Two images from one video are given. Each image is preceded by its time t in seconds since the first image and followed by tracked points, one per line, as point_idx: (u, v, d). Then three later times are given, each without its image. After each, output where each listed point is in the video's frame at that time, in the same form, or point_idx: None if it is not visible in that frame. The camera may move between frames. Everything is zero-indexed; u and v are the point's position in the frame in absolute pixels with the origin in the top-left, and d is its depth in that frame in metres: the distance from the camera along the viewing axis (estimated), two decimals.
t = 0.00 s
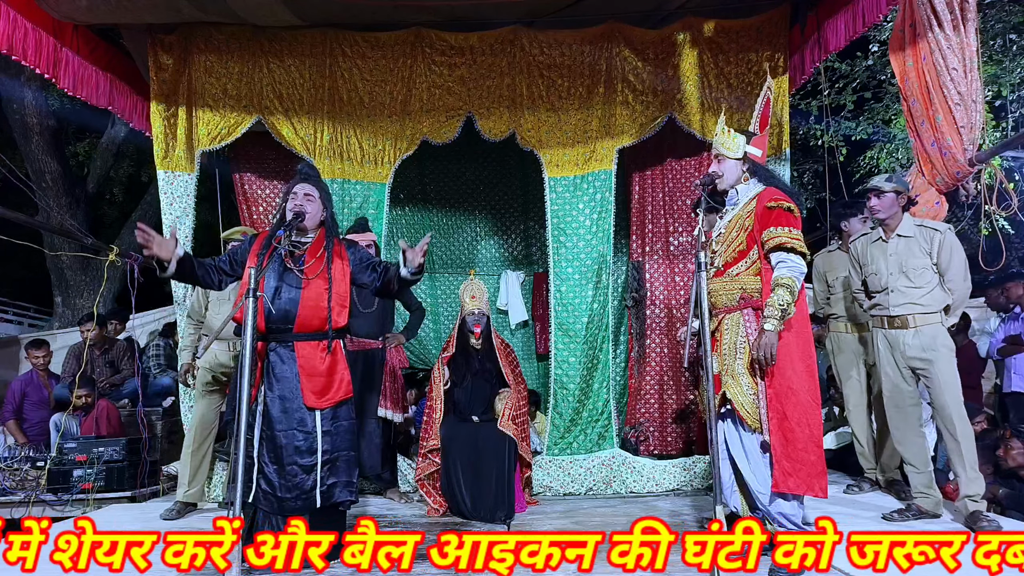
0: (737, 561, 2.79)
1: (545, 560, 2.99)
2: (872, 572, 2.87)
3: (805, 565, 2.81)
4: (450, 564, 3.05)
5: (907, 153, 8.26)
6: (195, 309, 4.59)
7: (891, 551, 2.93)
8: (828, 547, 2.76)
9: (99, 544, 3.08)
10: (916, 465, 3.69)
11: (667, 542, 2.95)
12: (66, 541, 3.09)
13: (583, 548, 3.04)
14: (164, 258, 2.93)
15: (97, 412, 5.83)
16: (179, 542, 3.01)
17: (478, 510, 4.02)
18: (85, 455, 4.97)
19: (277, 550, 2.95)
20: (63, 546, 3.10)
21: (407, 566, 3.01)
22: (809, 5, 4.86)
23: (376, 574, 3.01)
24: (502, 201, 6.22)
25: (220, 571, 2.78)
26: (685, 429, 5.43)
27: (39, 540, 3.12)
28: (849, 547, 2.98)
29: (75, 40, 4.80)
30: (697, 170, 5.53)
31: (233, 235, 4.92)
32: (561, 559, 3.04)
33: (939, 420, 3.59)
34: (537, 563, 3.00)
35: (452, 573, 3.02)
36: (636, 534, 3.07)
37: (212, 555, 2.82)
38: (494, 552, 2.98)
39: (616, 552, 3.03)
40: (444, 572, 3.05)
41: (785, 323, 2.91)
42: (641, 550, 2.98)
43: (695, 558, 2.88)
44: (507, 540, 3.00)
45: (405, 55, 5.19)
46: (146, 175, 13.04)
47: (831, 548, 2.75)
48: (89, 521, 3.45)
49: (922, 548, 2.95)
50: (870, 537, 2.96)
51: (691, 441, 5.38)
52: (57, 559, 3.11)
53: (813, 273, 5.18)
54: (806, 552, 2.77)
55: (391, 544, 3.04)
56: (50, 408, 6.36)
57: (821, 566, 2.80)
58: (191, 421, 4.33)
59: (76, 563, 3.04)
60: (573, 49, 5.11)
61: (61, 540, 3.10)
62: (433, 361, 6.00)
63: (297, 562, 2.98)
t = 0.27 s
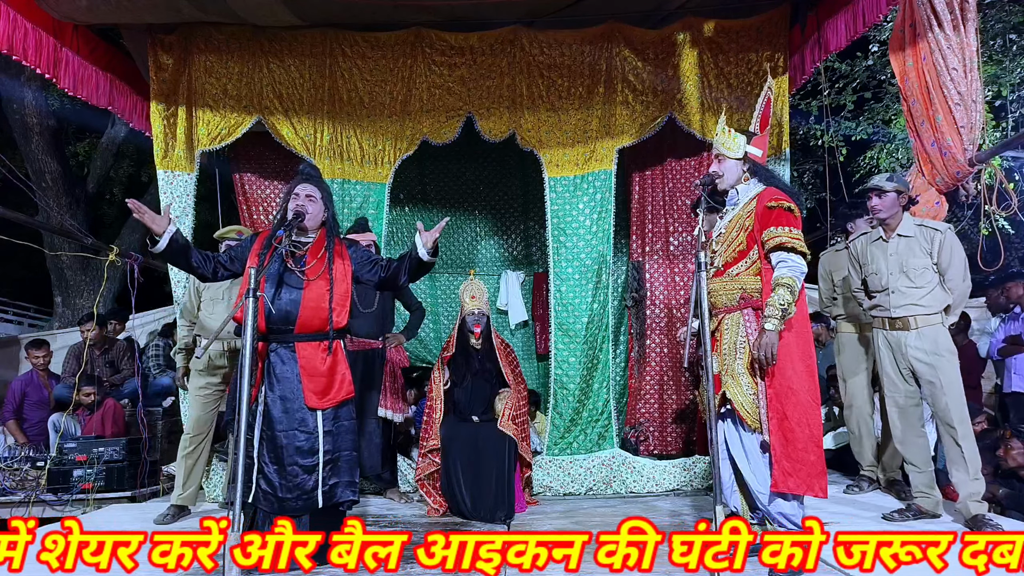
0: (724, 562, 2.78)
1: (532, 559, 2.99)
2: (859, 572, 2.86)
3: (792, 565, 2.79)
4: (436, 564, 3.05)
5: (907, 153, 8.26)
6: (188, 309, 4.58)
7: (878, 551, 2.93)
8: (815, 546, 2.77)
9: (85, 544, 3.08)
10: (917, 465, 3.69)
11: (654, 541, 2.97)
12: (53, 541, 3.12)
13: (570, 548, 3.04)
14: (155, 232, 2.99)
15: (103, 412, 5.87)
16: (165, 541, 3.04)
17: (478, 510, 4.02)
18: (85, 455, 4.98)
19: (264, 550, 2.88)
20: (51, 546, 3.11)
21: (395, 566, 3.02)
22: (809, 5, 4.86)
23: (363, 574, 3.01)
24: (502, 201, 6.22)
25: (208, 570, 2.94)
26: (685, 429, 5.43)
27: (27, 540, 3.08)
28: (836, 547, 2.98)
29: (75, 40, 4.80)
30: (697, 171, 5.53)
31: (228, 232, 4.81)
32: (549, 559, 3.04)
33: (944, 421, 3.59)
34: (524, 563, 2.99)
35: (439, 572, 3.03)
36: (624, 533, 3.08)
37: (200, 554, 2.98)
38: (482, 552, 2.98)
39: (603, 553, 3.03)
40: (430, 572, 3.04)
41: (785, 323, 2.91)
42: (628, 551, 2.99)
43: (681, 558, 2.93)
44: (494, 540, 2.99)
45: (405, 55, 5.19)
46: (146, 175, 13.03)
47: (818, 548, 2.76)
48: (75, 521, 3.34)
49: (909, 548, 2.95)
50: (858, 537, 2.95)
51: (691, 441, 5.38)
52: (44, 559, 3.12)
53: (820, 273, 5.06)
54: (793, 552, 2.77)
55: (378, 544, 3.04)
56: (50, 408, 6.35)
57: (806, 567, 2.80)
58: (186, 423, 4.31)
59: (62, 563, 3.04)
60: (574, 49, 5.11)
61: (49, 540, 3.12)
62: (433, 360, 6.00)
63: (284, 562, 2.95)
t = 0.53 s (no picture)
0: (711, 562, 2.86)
1: (519, 560, 2.98)
2: (846, 573, 2.86)
3: (779, 565, 2.80)
4: (423, 564, 3.05)
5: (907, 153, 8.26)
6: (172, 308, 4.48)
7: (865, 551, 2.92)
8: (802, 547, 2.77)
9: (72, 544, 3.08)
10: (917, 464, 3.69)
11: (641, 541, 2.97)
12: (40, 541, 3.09)
13: (558, 547, 3.04)
14: (152, 225, 3.03)
15: (106, 412, 5.89)
16: (152, 542, 3.06)
17: (478, 510, 4.02)
18: (85, 455, 4.98)
19: (253, 551, 2.80)
20: (37, 546, 3.09)
21: (381, 566, 3.01)
22: (809, 5, 4.86)
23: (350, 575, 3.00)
24: (502, 201, 6.22)
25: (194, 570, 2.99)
26: (685, 429, 5.44)
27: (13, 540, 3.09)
28: (823, 547, 2.97)
29: (75, 41, 4.80)
30: (697, 171, 5.53)
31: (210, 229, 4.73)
32: (535, 559, 3.03)
33: (944, 422, 3.59)
34: (512, 563, 2.99)
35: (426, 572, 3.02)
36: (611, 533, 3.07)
37: (185, 554, 3.03)
38: (468, 552, 2.98)
39: (590, 552, 3.03)
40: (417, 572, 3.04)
41: (785, 323, 2.91)
42: (615, 550, 2.98)
43: (668, 557, 2.95)
44: (481, 540, 2.99)
45: (405, 55, 5.19)
46: (146, 175, 13.03)
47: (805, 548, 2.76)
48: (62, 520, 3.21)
49: (895, 548, 2.94)
50: (845, 537, 2.94)
51: (691, 441, 5.38)
52: (30, 559, 3.09)
53: (824, 271, 4.95)
54: (780, 552, 2.77)
55: (364, 544, 3.03)
56: (50, 408, 6.35)
57: (794, 567, 2.78)
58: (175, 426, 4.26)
59: (49, 563, 3.04)
60: (574, 49, 5.11)
61: (35, 540, 3.09)
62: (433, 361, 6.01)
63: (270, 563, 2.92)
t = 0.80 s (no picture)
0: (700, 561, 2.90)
1: (505, 559, 3.00)
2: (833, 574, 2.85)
3: (765, 565, 2.80)
4: (410, 564, 3.06)
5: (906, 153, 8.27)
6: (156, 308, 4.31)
7: (852, 551, 2.89)
8: (789, 547, 2.75)
9: (60, 544, 3.08)
10: (918, 464, 3.68)
11: (628, 541, 2.98)
12: (28, 541, 3.07)
13: (544, 547, 3.04)
14: (154, 225, 3.04)
15: (109, 412, 5.89)
16: (139, 541, 3.05)
17: (478, 510, 4.02)
18: (85, 455, 4.98)
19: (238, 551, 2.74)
20: (24, 546, 3.07)
21: (367, 567, 3.01)
22: (809, 5, 4.86)
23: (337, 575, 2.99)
24: (502, 201, 6.22)
25: (181, 570, 2.99)
26: (685, 429, 5.44)
27: None
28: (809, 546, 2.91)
29: (75, 41, 4.80)
30: (697, 170, 5.53)
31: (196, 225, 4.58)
32: (522, 559, 3.04)
33: (944, 422, 3.59)
34: (498, 563, 3.00)
35: (412, 572, 3.03)
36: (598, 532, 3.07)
37: (173, 554, 3.02)
38: (454, 552, 3.00)
39: (577, 552, 3.02)
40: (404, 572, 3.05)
41: (785, 323, 2.91)
42: (602, 550, 2.98)
43: (655, 557, 2.97)
44: (468, 540, 3.01)
45: (405, 55, 5.19)
46: (146, 175, 13.03)
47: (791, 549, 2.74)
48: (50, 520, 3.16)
49: (883, 549, 2.92)
50: (832, 536, 2.89)
51: (691, 441, 5.37)
52: (17, 559, 3.09)
53: (823, 270, 4.95)
54: (766, 552, 2.78)
55: (351, 544, 3.01)
56: (49, 408, 6.35)
57: (782, 567, 2.76)
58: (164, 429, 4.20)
59: (36, 563, 3.04)
60: (573, 49, 5.11)
61: (22, 539, 3.07)
62: (433, 361, 6.00)
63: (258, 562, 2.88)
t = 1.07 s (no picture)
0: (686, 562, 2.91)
1: (492, 559, 3.00)
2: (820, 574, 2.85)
3: (752, 565, 2.80)
4: (397, 564, 3.06)
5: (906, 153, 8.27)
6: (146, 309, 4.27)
7: (839, 551, 2.89)
8: (776, 547, 2.76)
9: (47, 544, 3.10)
10: (918, 464, 3.69)
11: (615, 541, 2.98)
12: (13, 541, 3.06)
13: (531, 547, 3.04)
14: (156, 219, 3.04)
15: (110, 412, 5.89)
16: (126, 541, 3.08)
17: (478, 510, 4.03)
18: (85, 455, 4.98)
19: (225, 551, 2.66)
20: (11, 546, 3.06)
21: (355, 567, 2.99)
22: (809, 5, 4.86)
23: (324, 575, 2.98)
24: (502, 200, 6.21)
25: (168, 570, 3.02)
26: (685, 429, 5.43)
27: None
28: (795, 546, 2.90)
29: (75, 41, 4.80)
30: (697, 170, 5.53)
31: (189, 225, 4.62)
32: (509, 559, 3.04)
33: (944, 422, 3.59)
34: (485, 563, 3.00)
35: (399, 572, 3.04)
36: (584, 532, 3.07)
37: (159, 554, 3.07)
38: (442, 552, 3.01)
39: (564, 552, 3.03)
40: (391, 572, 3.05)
41: (785, 323, 2.91)
42: (589, 550, 2.99)
43: (642, 557, 2.99)
44: (454, 540, 3.02)
45: (405, 55, 5.20)
46: (146, 175, 13.03)
47: (778, 548, 2.75)
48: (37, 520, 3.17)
49: (870, 548, 2.92)
50: (819, 536, 2.88)
51: (691, 441, 5.37)
52: (4, 559, 3.07)
53: (821, 268, 4.94)
54: (754, 553, 2.76)
55: (339, 544, 2.99)
56: (49, 407, 6.35)
57: (769, 567, 2.78)
58: (156, 431, 4.19)
59: (24, 563, 3.04)
60: (573, 49, 5.11)
61: (9, 540, 3.06)
62: (434, 361, 6.01)
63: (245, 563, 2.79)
